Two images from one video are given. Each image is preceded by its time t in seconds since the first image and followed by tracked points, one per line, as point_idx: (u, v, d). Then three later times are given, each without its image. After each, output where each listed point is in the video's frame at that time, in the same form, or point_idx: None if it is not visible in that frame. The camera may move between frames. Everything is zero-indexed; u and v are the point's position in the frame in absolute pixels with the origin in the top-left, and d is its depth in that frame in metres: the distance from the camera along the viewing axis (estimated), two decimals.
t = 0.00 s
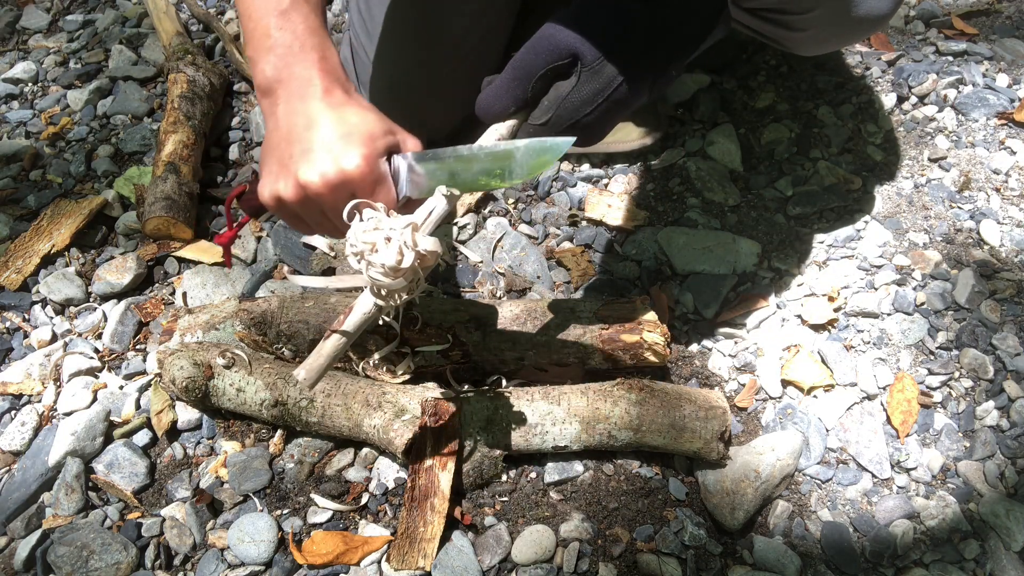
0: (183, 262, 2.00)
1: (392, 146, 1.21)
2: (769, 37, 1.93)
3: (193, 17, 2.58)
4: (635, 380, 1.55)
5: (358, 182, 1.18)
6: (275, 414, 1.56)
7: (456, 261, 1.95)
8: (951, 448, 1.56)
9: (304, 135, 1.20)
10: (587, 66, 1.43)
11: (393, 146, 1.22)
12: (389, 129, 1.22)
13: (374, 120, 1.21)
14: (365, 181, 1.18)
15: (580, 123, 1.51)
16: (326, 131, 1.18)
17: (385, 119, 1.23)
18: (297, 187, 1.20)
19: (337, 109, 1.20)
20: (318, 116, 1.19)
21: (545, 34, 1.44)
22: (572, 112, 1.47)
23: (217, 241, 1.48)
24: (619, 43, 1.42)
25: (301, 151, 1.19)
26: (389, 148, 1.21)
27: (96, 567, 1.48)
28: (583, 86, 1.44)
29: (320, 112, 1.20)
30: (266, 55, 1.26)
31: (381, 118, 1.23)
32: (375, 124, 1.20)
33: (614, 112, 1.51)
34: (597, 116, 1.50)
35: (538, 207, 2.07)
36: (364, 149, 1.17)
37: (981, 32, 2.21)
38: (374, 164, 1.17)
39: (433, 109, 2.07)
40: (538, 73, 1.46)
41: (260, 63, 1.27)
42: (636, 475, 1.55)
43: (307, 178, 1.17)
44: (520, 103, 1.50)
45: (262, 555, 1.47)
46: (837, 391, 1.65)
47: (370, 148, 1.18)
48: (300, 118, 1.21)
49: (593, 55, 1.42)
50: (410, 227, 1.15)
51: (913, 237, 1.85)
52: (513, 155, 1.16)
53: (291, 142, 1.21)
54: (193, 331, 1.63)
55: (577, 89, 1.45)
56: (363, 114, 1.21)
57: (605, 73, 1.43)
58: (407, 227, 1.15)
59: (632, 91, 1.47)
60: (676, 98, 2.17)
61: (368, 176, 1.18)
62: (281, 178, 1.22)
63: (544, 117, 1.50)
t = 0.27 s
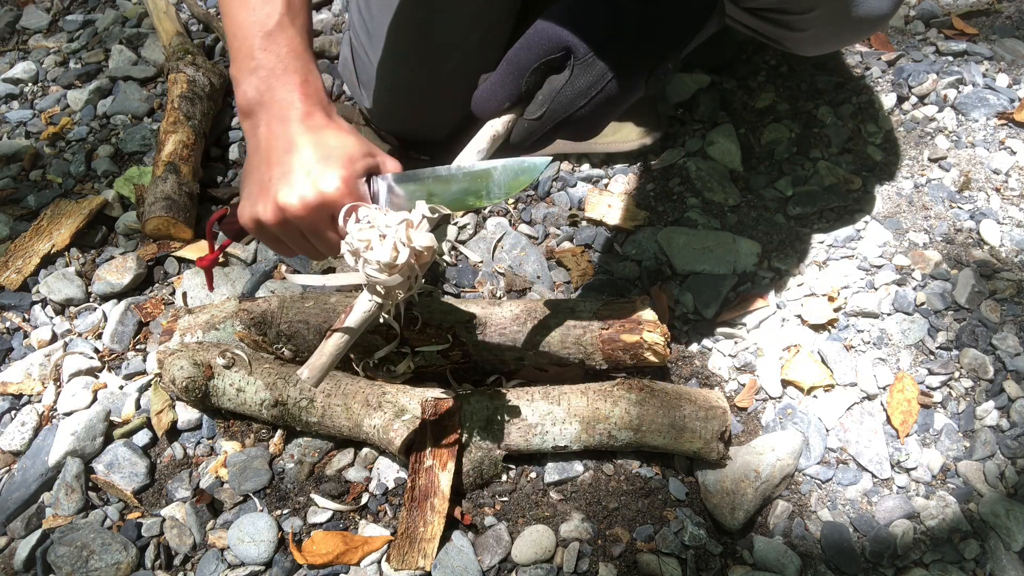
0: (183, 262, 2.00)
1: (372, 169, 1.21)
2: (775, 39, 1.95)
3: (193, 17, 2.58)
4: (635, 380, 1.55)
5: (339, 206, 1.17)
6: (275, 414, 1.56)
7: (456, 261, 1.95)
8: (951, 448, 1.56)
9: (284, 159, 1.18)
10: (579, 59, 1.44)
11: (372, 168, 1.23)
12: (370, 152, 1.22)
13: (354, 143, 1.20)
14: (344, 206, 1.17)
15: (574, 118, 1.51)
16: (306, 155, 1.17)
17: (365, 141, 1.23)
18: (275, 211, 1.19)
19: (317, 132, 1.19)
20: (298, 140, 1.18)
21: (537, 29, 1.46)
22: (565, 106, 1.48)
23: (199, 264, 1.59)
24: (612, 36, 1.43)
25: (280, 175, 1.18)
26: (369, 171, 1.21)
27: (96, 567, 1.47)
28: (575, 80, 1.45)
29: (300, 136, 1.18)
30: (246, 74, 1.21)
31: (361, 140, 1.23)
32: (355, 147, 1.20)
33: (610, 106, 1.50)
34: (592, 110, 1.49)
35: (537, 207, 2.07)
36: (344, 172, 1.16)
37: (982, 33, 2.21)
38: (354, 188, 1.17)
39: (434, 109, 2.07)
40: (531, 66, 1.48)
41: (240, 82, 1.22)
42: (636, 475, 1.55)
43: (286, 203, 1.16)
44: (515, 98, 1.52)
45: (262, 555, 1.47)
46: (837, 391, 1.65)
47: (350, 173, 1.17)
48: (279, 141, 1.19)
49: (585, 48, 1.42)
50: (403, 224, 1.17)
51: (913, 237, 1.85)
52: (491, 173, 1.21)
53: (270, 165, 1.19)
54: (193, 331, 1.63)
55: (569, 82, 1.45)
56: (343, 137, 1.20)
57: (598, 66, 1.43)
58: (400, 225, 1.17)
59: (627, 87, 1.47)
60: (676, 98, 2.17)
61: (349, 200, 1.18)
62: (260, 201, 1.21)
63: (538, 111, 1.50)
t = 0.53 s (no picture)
0: (183, 262, 2.00)
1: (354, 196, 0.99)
2: (774, 38, 1.95)
3: (193, 17, 2.58)
4: (635, 380, 1.55)
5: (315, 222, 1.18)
6: (274, 414, 1.56)
7: (456, 261, 1.95)
8: (951, 448, 1.56)
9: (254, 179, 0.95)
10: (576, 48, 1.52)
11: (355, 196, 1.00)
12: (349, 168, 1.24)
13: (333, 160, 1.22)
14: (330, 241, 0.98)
15: (571, 104, 1.58)
16: (281, 176, 0.94)
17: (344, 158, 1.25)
18: (249, 238, 0.95)
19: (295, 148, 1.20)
20: (272, 159, 0.95)
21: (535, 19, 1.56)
22: (564, 91, 1.54)
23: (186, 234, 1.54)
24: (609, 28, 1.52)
25: (247, 200, 0.95)
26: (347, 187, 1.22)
27: (96, 567, 1.47)
28: (574, 68, 1.52)
29: (275, 156, 0.95)
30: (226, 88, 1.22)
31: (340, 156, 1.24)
32: (336, 172, 0.97)
33: (603, 99, 1.60)
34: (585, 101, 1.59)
35: (537, 207, 2.07)
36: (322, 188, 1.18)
37: (982, 33, 2.21)
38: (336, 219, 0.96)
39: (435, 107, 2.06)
40: (529, 54, 1.55)
41: (213, 93, 0.98)
42: (636, 475, 1.55)
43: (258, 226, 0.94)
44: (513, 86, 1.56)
45: (262, 555, 1.47)
46: (837, 391, 1.65)
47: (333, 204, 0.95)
48: (252, 161, 0.95)
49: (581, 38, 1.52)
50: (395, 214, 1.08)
51: (913, 237, 1.85)
52: (462, 208, 1.09)
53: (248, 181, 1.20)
54: (193, 332, 1.63)
55: (568, 69, 1.52)
56: (323, 159, 0.97)
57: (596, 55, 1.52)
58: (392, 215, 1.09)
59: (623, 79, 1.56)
60: (676, 98, 2.17)
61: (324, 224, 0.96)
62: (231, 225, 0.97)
63: (537, 98, 1.54)
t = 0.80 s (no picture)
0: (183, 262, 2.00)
1: (327, 207, 1.27)
2: (771, 39, 1.94)
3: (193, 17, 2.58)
4: (635, 380, 1.55)
5: (290, 243, 1.23)
6: (275, 414, 1.56)
7: (456, 262, 1.95)
8: (951, 448, 1.56)
9: (240, 193, 1.24)
10: (567, 56, 1.48)
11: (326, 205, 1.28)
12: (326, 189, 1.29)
13: (311, 181, 1.26)
14: (301, 243, 1.24)
15: (563, 110, 1.54)
16: (265, 190, 1.23)
17: (323, 177, 1.29)
18: (230, 246, 1.25)
19: (275, 169, 1.24)
20: (257, 175, 1.24)
21: (528, 26, 1.49)
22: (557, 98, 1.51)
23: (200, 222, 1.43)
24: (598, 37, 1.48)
25: (238, 210, 1.23)
26: (325, 208, 1.26)
27: (96, 567, 1.47)
28: (564, 76, 1.49)
29: (258, 171, 1.24)
30: (211, 102, 1.25)
31: (319, 175, 1.29)
32: (312, 184, 1.26)
33: (597, 104, 1.55)
34: (579, 105, 1.53)
35: (537, 207, 2.06)
36: (299, 212, 1.22)
37: (981, 33, 2.21)
38: (309, 227, 1.23)
39: (434, 108, 2.07)
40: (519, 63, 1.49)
41: (203, 106, 1.26)
42: (636, 475, 1.55)
43: (242, 239, 1.22)
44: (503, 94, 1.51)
45: (262, 555, 1.47)
46: (837, 391, 1.64)
47: (307, 212, 1.23)
48: (238, 173, 1.25)
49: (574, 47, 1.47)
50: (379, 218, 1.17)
51: (913, 237, 1.85)
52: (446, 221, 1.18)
53: (229, 199, 1.25)
54: (193, 332, 1.63)
55: (559, 77, 1.49)
56: (301, 173, 1.26)
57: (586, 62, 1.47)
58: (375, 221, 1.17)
59: (615, 82, 1.52)
60: (676, 98, 2.17)
61: (300, 239, 1.23)
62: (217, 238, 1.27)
63: (527, 107, 1.52)
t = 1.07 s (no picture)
0: (183, 262, 2.00)
1: (405, 130, 1.19)
2: (772, 40, 1.94)
3: (193, 17, 2.58)
4: (635, 380, 1.55)
5: (372, 167, 1.16)
6: (275, 414, 1.56)
7: (456, 262, 1.94)
8: (951, 448, 1.56)
9: (319, 124, 1.17)
10: (584, 76, 1.43)
11: (405, 129, 1.20)
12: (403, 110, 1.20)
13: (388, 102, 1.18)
14: (379, 168, 1.17)
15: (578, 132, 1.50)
16: (342, 116, 1.15)
17: (401, 100, 1.21)
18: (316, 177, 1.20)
19: (351, 93, 1.16)
20: (333, 101, 1.16)
21: (543, 44, 1.46)
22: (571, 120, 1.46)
23: (256, 227, 1.52)
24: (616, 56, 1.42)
25: (317, 140, 1.17)
26: (403, 132, 1.19)
27: (96, 567, 1.48)
28: (581, 98, 1.44)
29: (333, 97, 1.16)
30: (279, 39, 1.21)
31: (396, 99, 1.20)
32: (389, 108, 1.17)
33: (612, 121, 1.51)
34: (595, 126, 1.50)
35: (538, 207, 2.06)
36: (378, 135, 1.15)
37: (982, 33, 2.21)
38: (388, 152, 1.16)
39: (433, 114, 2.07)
40: (535, 83, 1.49)
41: (275, 45, 1.21)
42: (636, 475, 1.55)
43: (324, 168, 1.16)
44: (519, 112, 1.54)
45: (262, 555, 1.47)
46: (837, 391, 1.64)
47: (386, 134, 1.16)
48: (314, 105, 1.18)
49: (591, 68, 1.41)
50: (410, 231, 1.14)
51: (913, 237, 1.85)
52: (523, 138, 1.15)
53: (308, 130, 1.19)
54: (193, 331, 1.62)
55: (575, 98, 1.45)
56: (377, 97, 1.18)
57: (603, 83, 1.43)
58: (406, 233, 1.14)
59: (630, 100, 1.48)
60: (676, 98, 2.17)
61: (382, 162, 1.16)
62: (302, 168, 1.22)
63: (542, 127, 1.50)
